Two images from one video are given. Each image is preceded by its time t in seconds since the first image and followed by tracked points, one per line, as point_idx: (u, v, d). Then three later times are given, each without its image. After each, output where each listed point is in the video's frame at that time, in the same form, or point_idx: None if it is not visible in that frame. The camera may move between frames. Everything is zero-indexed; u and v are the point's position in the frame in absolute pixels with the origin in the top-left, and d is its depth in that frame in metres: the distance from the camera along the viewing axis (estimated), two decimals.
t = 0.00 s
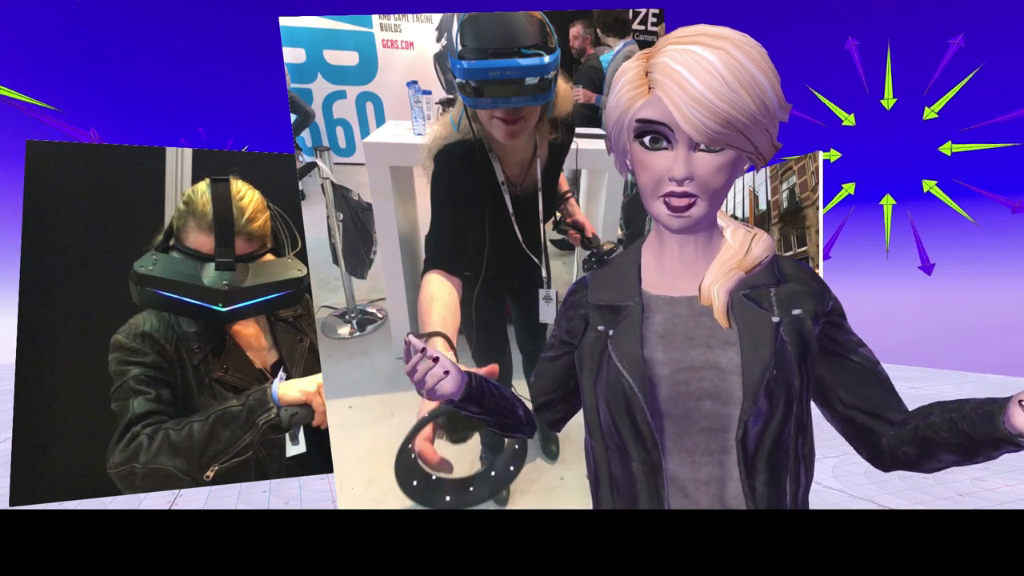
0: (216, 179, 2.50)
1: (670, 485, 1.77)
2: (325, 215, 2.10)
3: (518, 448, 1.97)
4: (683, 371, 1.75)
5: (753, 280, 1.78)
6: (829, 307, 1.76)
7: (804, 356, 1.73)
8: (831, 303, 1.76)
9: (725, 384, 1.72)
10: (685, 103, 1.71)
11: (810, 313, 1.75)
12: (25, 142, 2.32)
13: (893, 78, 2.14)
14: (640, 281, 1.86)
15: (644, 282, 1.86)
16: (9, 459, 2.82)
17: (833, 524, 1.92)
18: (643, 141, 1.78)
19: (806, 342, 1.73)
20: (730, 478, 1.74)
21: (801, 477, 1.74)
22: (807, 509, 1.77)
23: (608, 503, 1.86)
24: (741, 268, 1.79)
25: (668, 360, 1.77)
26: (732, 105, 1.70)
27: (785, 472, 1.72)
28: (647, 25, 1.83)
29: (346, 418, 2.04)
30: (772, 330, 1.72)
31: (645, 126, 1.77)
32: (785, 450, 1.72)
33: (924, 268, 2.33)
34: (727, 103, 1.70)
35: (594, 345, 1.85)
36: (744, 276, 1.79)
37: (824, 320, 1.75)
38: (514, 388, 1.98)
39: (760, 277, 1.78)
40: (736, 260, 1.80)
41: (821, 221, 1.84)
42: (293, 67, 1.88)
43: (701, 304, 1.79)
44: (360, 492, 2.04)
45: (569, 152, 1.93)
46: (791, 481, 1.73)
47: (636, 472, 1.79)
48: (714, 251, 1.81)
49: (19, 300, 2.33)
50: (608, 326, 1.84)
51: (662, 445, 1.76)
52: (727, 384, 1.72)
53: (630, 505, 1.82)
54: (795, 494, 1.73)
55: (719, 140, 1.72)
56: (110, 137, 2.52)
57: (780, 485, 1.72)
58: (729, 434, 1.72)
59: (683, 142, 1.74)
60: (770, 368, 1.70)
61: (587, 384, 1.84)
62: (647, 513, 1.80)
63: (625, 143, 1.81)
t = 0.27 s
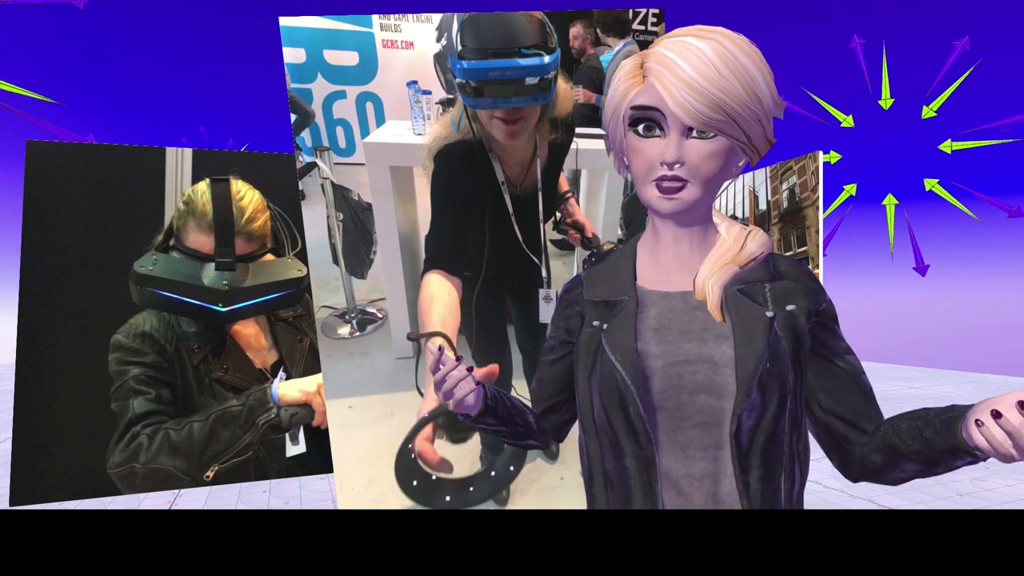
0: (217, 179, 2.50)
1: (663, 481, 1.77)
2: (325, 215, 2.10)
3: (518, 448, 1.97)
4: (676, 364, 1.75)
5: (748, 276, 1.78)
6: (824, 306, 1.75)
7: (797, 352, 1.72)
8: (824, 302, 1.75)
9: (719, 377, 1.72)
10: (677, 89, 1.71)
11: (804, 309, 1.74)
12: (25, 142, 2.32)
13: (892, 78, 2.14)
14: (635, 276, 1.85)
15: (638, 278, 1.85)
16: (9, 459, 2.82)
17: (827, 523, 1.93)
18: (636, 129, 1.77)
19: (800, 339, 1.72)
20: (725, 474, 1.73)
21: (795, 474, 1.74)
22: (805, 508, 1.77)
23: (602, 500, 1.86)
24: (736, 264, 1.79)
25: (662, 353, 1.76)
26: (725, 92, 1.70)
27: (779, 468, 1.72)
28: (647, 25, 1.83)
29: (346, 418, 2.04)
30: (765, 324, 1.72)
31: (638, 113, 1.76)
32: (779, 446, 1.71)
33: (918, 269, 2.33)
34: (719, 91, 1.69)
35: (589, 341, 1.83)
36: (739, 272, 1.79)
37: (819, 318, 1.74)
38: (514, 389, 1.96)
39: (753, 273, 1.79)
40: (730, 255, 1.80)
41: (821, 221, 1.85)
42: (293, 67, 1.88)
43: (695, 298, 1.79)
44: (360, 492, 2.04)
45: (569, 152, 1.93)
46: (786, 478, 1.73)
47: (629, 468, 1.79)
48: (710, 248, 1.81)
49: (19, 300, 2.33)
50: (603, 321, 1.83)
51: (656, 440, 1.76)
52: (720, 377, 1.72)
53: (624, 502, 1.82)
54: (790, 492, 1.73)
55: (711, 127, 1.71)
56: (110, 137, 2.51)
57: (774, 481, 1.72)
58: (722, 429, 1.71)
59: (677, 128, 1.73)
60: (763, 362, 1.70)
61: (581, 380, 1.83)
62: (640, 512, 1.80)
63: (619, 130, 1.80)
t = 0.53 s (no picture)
0: (217, 179, 2.50)
1: (662, 482, 1.77)
2: (325, 215, 2.10)
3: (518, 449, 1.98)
4: (676, 366, 1.75)
5: (747, 277, 1.78)
6: (822, 307, 1.75)
7: (795, 353, 1.72)
8: (822, 304, 1.75)
9: (718, 379, 1.72)
10: (673, 92, 1.70)
11: (802, 311, 1.74)
12: (25, 142, 2.32)
13: (892, 78, 2.14)
14: (635, 277, 1.85)
15: (638, 278, 1.85)
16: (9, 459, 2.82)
17: (828, 524, 1.93)
18: (633, 132, 1.77)
19: (798, 340, 1.72)
20: (724, 475, 1.74)
21: (794, 475, 1.73)
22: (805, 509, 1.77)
23: (602, 501, 1.86)
24: (735, 265, 1.79)
25: (661, 355, 1.76)
26: (720, 94, 1.69)
27: (778, 469, 1.72)
28: (647, 25, 1.84)
29: (346, 418, 2.04)
30: (764, 326, 1.72)
31: (634, 116, 1.76)
32: (778, 446, 1.72)
33: (912, 270, 2.34)
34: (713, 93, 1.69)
35: (589, 342, 1.83)
36: (738, 273, 1.79)
37: (816, 319, 1.74)
38: (514, 389, 1.99)
39: (752, 274, 1.79)
40: (730, 256, 1.80)
41: (821, 221, 1.85)
42: (293, 67, 1.88)
43: (695, 300, 1.79)
44: (360, 492, 2.04)
45: (569, 152, 1.93)
46: (785, 479, 1.73)
47: (629, 468, 1.80)
48: (709, 249, 1.81)
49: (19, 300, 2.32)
50: (604, 322, 1.82)
51: (655, 441, 1.76)
52: (719, 379, 1.72)
53: (623, 502, 1.82)
54: (788, 492, 1.73)
55: (707, 129, 1.70)
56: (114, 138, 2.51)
57: (773, 482, 1.72)
58: (721, 429, 1.71)
59: (673, 131, 1.73)
60: (762, 364, 1.70)
61: (581, 380, 1.82)
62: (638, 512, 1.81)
63: (616, 133, 1.80)
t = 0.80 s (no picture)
0: (217, 179, 2.50)
1: (662, 483, 1.77)
2: (325, 215, 2.10)
3: (518, 448, 1.97)
4: (676, 367, 1.75)
5: (747, 278, 1.78)
6: (823, 306, 1.75)
7: (796, 353, 1.72)
8: (825, 302, 1.75)
9: (718, 380, 1.72)
10: (674, 90, 1.70)
11: (803, 310, 1.74)
12: (25, 142, 2.32)
13: (892, 77, 2.14)
14: (635, 277, 1.85)
15: (638, 278, 1.85)
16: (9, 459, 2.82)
17: (827, 524, 1.93)
18: (634, 130, 1.77)
19: (798, 340, 1.73)
20: (723, 476, 1.73)
21: (795, 476, 1.74)
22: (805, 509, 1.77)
23: (601, 502, 1.87)
24: (735, 265, 1.79)
25: (661, 356, 1.76)
26: (720, 92, 1.69)
27: (779, 470, 1.72)
28: (647, 25, 1.84)
29: (346, 418, 2.04)
30: (765, 326, 1.72)
31: (634, 114, 1.76)
32: (779, 448, 1.72)
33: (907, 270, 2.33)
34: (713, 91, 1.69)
35: (589, 342, 1.83)
36: (738, 273, 1.79)
37: (817, 318, 1.74)
38: (514, 389, 1.99)
39: (752, 274, 1.79)
40: (730, 256, 1.80)
41: (821, 221, 1.85)
42: (293, 67, 1.88)
43: (695, 300, 1.79)
44: (360, 492, 2.04)
45: (569, 152, 1.93)
46: (785, 480, 1.73)
47: (629, 469, 1.80)
48: (709, 248, 1.81)
49: (19, 300, 2.32)
50: (604, 322, 1.82)
51: (656, 442, 1.76)
52: (719, 380, 1.71)
53: (622, 503, 1.83)
54: (788, 493, 1.73)
55: (707, 127, 1.70)
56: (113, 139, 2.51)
57: (774, 483, 1.72)
58: (721, 430, 1.71)
59: (673, 129, 1.73)
60: (762, 365, 1.70)
61: (581, 380, 1.83)
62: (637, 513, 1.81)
63: (617, 131, 1.80)
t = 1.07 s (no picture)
0: (217, 179, 2.50)
1: (663, 484, 1.77)
2: (325, 215, 2.10)
3: (517, 449, 1.99)
4: (676, 368, 1.75)
5: (748, 278, 1.78)
6: (824, 306, 1.74)
7: (797, 353, 1.72)
8: (827, 302, 1.74)
9: (718, 381, 1.72)
10: (672, 91, 1.70)
11: (804, 311, 1.74)
12: (25, 142, 2.32)
13: (891, 77, 2.14)
14: (635, 277, 1.85)
15: (638, 278, 1.85)
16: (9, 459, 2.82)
17: (827, 524, 1.94)
18: (632, 131, 1.78)
19: (799, 340, 1.73)
20: (724, 476, 1.74)
21: (795, 476, 1.74)
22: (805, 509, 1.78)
23: (602, 502, 1.87)
24: (736, 266, 1.79)
25: (661, 357, 1.76)
26: (718, 92, 1.69)
27: (779, 470, 1.72)
28: (647, 25, 1.84)
29: (346, 418, 2.04)
30: (765, 327, 1.72)
31: (632, 115, 1.77)
32: (779, 448, 1.72)
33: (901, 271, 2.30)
34: (711, 90, 1.69)
35: (589, 342, 1.83)
36: (739, 274, 1.78)
37: (819, 318, 1.74)
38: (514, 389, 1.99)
39: (753, 274, 1.78)
40: (731, 257, 1.80)
41: (821, 221, 1.85)
42: (293, 66, 1.88)
43: (695, 300, 1.79)
44: (360, 492, 2.04)
45: (569, 152, 1.93)
46: (786, 480, 1.73)
47: (629, 469, 1.80)
48: (710, 249, 1.81)
49: (19, 300, 2.32)
50: (604, 324, 1.82)
51: (656, 443, 1.76)
52: (720, 381, 1.71)
53: (623, 503, 1.83)
54: (789, 493, 1.73)
55: (706, 127, 1.70)
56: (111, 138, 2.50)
57: (774, 483, 1.72)
58: (721, 431, 1.71)
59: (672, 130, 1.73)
60: (763, 366, 1.70)
61: (582, 380, 1.83)
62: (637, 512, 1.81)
63: (615, 132, 1.81)
